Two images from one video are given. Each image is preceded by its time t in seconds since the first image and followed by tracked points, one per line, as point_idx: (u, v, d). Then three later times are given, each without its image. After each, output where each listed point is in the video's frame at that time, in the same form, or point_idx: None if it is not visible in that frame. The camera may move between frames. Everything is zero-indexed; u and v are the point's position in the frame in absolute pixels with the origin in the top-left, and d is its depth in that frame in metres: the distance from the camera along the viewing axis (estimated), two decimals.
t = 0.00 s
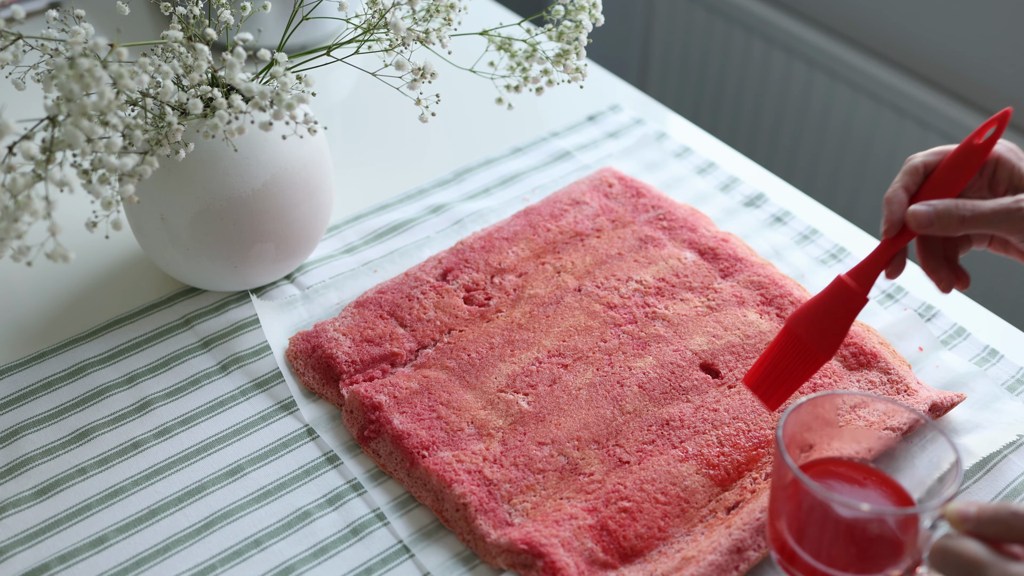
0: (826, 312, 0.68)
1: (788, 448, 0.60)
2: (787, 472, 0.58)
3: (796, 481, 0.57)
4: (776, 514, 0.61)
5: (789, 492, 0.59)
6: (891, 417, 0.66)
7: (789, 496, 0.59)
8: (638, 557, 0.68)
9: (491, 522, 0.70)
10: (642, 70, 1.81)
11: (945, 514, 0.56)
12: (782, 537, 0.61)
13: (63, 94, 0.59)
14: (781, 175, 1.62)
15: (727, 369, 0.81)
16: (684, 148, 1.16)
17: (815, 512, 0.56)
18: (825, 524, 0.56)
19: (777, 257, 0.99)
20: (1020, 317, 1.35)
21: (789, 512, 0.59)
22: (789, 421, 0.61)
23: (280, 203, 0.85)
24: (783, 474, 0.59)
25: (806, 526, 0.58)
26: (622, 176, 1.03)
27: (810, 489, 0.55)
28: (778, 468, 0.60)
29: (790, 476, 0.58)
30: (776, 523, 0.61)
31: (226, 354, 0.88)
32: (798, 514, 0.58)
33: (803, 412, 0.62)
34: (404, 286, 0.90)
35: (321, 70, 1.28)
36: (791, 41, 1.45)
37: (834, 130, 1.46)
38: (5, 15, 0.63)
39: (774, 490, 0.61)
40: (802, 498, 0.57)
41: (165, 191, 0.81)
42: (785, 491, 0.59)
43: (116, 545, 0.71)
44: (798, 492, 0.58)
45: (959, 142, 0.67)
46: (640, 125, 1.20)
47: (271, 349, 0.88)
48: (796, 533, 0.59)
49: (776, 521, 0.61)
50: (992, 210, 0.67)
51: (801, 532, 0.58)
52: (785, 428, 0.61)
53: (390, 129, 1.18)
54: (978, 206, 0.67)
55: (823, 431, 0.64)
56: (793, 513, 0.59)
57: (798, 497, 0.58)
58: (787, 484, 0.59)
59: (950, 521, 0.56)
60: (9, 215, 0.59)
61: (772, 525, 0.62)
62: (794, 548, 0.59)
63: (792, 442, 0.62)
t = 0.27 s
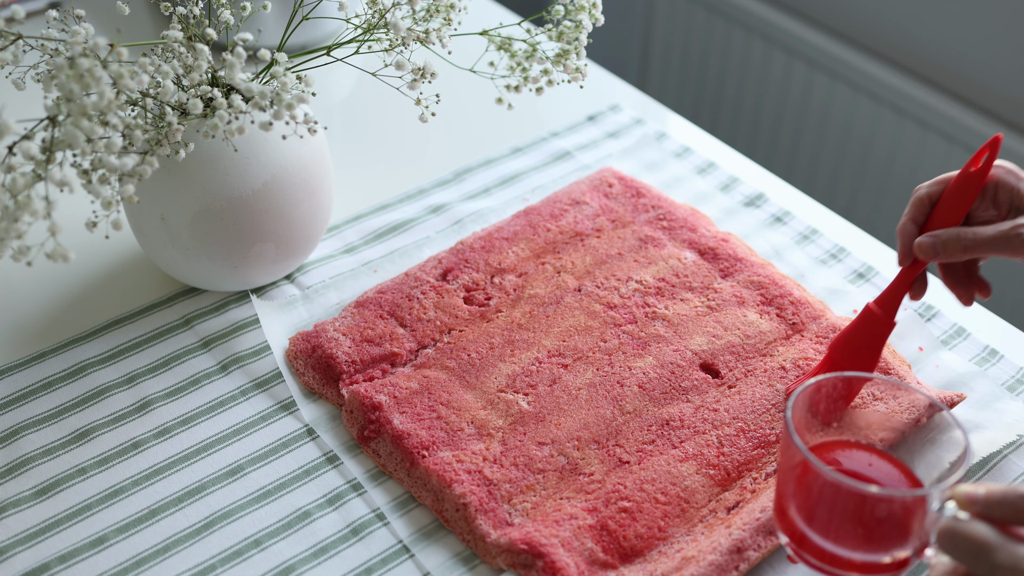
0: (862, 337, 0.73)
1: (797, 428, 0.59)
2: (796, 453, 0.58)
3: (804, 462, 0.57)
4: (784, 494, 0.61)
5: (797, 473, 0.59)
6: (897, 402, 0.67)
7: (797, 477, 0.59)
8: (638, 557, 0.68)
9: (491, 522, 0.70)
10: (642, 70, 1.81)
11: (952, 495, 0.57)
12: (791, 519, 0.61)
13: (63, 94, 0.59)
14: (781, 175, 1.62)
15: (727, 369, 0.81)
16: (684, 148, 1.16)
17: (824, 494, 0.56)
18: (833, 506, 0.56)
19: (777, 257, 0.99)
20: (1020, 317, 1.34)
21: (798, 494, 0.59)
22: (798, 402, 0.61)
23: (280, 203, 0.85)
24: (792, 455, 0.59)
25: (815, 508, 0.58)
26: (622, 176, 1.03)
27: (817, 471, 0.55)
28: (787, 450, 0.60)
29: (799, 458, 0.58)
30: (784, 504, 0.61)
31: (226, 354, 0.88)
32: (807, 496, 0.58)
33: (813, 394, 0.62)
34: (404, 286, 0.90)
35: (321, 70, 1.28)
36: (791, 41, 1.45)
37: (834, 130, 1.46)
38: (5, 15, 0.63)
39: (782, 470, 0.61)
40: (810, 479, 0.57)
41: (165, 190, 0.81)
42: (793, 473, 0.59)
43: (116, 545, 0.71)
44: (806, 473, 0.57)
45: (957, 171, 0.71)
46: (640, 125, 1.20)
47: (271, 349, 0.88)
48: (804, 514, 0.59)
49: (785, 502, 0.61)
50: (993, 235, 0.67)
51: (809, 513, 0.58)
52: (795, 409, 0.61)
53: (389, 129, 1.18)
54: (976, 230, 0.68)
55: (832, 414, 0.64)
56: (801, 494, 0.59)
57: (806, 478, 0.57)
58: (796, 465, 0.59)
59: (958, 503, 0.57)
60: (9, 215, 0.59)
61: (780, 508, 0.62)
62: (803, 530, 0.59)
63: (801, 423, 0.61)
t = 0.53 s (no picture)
0: (907, 193, 0.67)
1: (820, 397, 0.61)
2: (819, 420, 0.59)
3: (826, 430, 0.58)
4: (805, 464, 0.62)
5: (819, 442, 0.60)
6: (908, 385, 0.69)
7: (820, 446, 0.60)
8: (638, 557, 0.68)
9: (491, 522, 0.70)
10: (642, 70, 1.81)
11: (975, 463, 0.58)
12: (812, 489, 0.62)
13: (63, 94, 0.59)
14: (782, 175, 1.62)
15: (727, 369, 0.81)
16: (684, 148, 1.16)
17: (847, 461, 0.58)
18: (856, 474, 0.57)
19: (778, 257, 0.99)
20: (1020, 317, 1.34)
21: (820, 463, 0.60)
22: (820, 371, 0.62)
23: (280, 204, 0.85)
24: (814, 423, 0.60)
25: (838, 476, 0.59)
26: (622, 176, 1.03)
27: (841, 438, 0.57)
28: (808, 418, 0.61)
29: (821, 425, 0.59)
30: (805, 475, 0.63)
31: (226, 354, 0.88)
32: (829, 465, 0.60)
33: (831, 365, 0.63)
34: (404, 286, 0.90)
35: (321, 70, 1.28)
36: (791, 41, 1.45)
37: (834, 130, 1.46)
38: (5, 15, 0.63)
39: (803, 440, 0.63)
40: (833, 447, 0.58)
41: (166, 190, 0.81)
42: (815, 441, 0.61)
43: (116, 545, 0.71)
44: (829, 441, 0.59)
45: None
46: (640, 125, 1.20)
47: (271, 349, 0.88)
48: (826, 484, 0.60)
49: (806, 473, 0.62)
50: None
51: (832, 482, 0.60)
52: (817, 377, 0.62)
53: (390, 129, 1.18)
54: None
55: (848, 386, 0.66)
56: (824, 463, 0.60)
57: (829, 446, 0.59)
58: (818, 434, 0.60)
59: (980, 472, 0.58)
60: (9, 215, 0.59)
61: (802, 479, 0.63)
62: (825, 500, 0.61)
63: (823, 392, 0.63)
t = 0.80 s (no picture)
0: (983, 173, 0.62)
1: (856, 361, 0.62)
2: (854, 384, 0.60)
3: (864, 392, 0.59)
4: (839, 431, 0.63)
5: (855, 406, 0.61)
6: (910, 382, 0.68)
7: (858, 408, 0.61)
8: (638, 557, 0.68)
9: (491, 522, 0.70)
10: (642, 70, 1.81)
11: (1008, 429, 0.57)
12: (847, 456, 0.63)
13: (63, 94, 0.59)
14: (782, 175, 1.62)
15: (727, 369, 0.81)
16: (684, 148, 1.16)
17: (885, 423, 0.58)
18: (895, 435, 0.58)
19: (778, 256, 0.99)
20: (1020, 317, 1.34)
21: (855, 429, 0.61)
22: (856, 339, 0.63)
23: (280, 203, 0.85)
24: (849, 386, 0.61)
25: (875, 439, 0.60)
26: (622, 176, 1.03)
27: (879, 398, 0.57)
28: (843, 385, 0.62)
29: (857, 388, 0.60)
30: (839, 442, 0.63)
31: (226, 354, 0.88)
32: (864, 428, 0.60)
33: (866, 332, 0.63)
34: (404, 286, 0.90)
35: (321, 70, 1.28)
36: (791, 41, 1.45)
37: (834, 130, 1.46)
38: (5, 15, 0.63)
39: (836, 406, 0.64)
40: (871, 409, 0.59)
41: (166, 190, 0.81)
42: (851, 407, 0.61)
43: (116, 545, 0.71)
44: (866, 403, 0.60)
45: None
46: (640, 125, 1.20)
47: (271, 349, 0.88)
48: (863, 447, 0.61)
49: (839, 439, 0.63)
50: None
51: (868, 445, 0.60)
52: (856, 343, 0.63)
53: (389, 129, 1.18)
54: None
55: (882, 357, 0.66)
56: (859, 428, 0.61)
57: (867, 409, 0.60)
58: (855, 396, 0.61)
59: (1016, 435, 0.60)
60: (9, 215, 0.59)
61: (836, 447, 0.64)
62: (859, 466, 0.61)
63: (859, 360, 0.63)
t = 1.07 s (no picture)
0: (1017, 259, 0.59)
1: (878, 356, 0.62)
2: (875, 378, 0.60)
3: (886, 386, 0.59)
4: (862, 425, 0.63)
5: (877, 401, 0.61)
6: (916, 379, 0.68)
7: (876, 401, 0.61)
8: (638, 557, 0.68)
9: (491, 522, 0.70)
10: (642, 70, 1.81)
11: None
12: (869, 450, 0.63)
13: (63, 94, 0.59)
14: (782, 175, 1.62)
15: (727, 369, 0.81)
16: (684, 148, 1.16)
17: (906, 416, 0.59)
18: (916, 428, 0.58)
19: (778, 256, 0.99)
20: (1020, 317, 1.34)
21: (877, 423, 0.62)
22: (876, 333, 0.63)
23: (280, 203, 0.85)
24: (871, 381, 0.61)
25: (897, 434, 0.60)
26: (622, 176, 1.03)
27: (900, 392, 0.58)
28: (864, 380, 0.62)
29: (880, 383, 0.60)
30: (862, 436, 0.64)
31: (226, 354, 0.88)
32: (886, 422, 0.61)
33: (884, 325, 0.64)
34: (404, 286, 0.90)
35: (321, 70, 1.28)
36: (791, 41, 1.45)
37: (834, 130, 1.46)
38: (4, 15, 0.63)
39: (858, 401, 0.64)
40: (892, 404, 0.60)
41: (166, 190, 0.81)
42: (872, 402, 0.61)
43: (116, 545, 0.71)
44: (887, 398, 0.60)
45: None
46: (640, 125, 1.20)
47: (271, 349, 0.88)
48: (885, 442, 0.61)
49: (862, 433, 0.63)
50: None
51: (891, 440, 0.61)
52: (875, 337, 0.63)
53: (389, 129, 1.18)
54: None
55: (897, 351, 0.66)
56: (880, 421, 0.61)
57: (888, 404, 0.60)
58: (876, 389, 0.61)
59: None
60: (9, 215, 0.59)
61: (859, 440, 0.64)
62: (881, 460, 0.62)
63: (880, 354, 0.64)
